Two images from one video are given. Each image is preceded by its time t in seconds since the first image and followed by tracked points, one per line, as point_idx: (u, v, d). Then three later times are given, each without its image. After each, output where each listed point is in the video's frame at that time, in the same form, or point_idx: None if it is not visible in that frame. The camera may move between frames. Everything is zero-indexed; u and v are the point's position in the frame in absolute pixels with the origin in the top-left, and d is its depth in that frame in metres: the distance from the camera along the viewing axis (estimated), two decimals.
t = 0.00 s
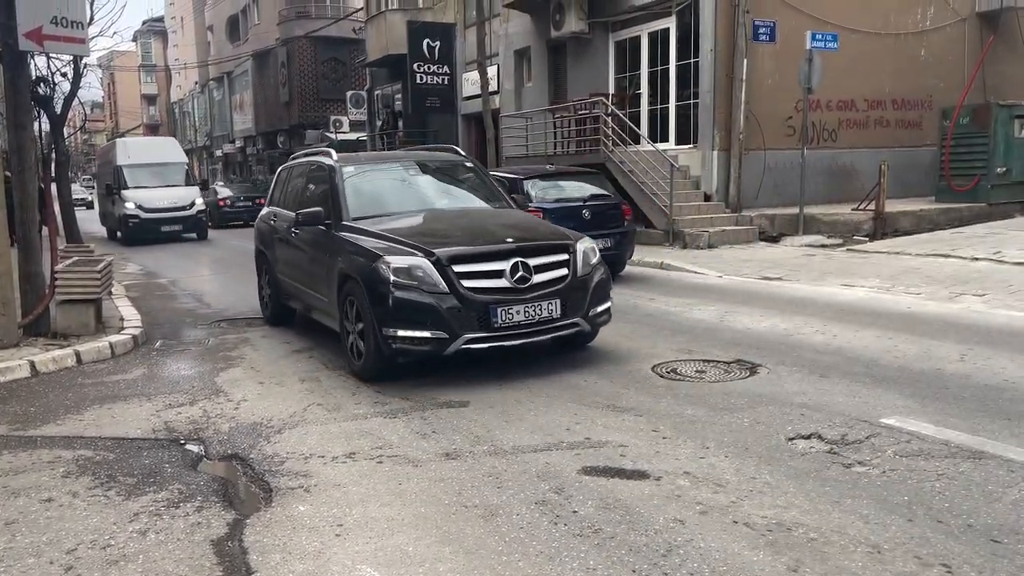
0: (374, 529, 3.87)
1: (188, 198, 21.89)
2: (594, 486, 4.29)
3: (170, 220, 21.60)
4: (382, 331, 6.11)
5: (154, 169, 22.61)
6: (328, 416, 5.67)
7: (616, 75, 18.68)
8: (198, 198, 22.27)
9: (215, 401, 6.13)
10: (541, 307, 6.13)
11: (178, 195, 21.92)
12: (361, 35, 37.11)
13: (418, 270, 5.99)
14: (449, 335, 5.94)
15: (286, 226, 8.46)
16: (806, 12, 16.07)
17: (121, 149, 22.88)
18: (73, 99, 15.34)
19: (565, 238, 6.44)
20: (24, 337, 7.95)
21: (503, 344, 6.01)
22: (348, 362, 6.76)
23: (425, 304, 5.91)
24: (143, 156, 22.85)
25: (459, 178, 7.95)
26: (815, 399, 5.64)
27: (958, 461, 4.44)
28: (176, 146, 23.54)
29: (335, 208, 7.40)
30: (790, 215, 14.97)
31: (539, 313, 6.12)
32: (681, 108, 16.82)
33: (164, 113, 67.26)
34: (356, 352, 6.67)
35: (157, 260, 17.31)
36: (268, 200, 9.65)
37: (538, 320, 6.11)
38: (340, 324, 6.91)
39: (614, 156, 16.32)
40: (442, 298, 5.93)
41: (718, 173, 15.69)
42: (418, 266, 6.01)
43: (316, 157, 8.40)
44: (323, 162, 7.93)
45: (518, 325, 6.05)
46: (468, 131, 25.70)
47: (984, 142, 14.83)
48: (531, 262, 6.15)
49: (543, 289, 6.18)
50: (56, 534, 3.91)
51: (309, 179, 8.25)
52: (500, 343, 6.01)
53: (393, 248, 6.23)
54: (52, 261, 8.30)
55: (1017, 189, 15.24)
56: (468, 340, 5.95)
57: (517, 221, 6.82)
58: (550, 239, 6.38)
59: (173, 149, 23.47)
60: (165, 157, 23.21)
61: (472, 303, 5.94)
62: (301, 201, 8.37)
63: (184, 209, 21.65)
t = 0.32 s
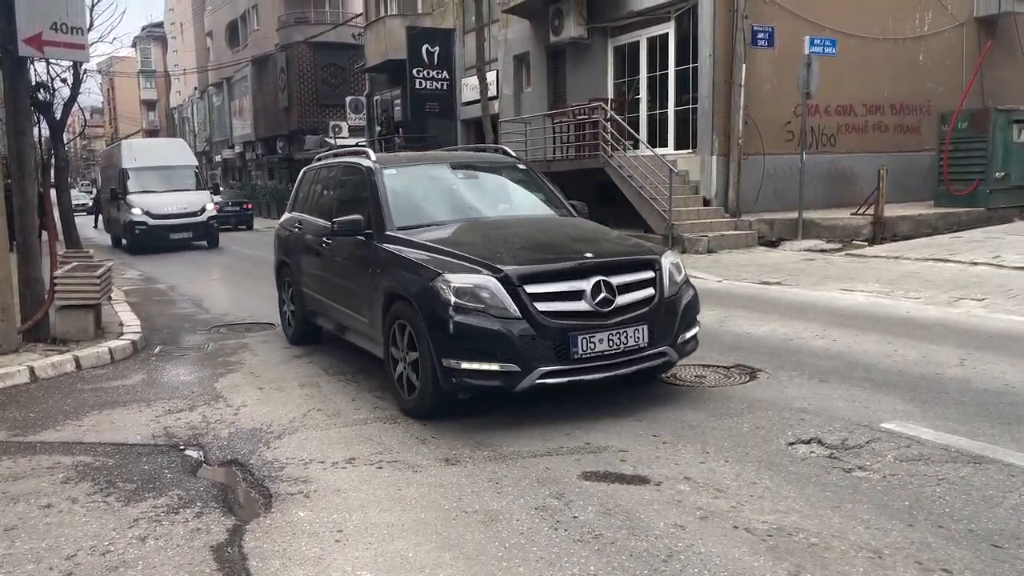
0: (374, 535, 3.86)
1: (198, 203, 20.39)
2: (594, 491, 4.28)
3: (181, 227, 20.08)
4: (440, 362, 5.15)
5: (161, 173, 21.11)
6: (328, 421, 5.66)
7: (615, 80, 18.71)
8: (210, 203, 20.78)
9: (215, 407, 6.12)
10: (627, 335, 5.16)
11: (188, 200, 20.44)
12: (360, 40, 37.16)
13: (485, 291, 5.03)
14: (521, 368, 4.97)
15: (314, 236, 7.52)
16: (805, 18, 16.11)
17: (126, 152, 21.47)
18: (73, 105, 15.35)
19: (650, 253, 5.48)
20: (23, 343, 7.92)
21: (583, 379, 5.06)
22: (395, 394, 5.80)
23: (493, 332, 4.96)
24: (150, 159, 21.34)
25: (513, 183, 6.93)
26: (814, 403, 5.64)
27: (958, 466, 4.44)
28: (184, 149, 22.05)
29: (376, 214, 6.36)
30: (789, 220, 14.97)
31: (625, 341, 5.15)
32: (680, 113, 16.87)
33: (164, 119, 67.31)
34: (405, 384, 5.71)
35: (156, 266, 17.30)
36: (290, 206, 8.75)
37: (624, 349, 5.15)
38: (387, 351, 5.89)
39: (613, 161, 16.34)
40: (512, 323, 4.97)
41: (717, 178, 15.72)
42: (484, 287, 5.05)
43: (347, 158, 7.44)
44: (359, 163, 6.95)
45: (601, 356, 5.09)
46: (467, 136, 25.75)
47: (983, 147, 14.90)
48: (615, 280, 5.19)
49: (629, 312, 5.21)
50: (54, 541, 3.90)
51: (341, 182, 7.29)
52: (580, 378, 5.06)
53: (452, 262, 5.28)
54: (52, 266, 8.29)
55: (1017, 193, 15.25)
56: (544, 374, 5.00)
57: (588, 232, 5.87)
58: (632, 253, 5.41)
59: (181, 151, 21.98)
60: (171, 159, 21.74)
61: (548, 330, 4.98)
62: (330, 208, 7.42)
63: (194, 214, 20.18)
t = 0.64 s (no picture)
0: (373, 541, 3.85)
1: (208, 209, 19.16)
2: (594, 497, 4.28)
3: (190, 234, 18.82)
4: (540, 409, 4.18)
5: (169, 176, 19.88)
6: (327, 427, 5.64)
7: (614, 85, 18.74)
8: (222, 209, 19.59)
9: (214, 413, 6.11)
10: (768, 374, 4.21)
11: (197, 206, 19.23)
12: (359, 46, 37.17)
13: (596, 320, 4.06)
14: (645, 419, 4.02)
15: (355, 248, 6.50)
16: (802, 23, 16.14)
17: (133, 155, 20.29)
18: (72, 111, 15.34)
19: (782, 271, 4.55)
20: (22, 349, 7.94)
21: (717, 430, 4.12)
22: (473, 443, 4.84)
23: (607, 373, 4.00)
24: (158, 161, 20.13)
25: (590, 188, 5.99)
26: (814, 409, 5.63)
27: (959, 471, 4.43)
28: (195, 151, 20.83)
29: (438, 225, 5.38)
30: (789, 224, 14.95)
31: (767, 382, 4.20)
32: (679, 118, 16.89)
33: (163, 125, 67.37)
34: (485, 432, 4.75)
35: (154, 272, 17.29)
36: (321, 211, 7.71)
37: (765, 391, 4.20)
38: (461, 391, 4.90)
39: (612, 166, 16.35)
40: (633, 362, 4.01)
41: (716, 183, 15.75)
42: (594, 316, 4.08)
43: (395, 158, 6.44)
44: (412, 164, 5.97)
45: (739, 403, 4.14)
46: (467, 141, 25.79)
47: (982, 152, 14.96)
48: (751, 306, 4.24)
49: (770, 345, 4.26)
50: (53, 547, 3.88)
51: (390, 186, 6.29)
52: (714, 430, 4.10)
53: (548, 284, 4.32)
54: (51, 272, 8.27)
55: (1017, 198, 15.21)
56: (671, 425, 4.05)
57: (700, 247, 4.92)
58: (765, 273, 4.48)
59: (193, 155, 20.80)
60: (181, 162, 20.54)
61: (676, 369, 4.02)
62: (376, 216, 6.39)
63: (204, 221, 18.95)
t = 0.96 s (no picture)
0: (373, 549, 3.84)
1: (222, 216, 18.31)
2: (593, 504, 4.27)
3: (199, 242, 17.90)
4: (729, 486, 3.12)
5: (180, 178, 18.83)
6: (326, 434, 5.63)
7: (613, 90, 18.77)
8: (233, 215, 18.65)
9: (212, 420, 6.10)
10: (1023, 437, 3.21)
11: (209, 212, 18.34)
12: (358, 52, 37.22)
13: (804, 365, 3.03)
14: (880, 501, 2.97)
15: (420, 262, 5.42)
16: (800, 29, 16.17)
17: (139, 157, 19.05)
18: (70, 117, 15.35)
19: (1010, 298, 3.59)
20: (21, 356, 7.91)
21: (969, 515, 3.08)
22: (608, 520, 3.77)
23: (827, 438, 2.96)
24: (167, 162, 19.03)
25: (716, 190, 4.98)
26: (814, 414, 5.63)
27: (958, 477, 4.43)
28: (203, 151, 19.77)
29: (543, 234, 4.34)
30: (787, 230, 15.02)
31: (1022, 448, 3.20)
32: (677, 124, 16.92)
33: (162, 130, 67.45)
34: (626, 507, 3.68)
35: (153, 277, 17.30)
36: (366, 217, 6.59)
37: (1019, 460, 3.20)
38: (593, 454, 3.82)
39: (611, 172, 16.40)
40: (857, 421, 2.97)
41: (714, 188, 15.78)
42: (801, 359, 3.05)
43: (472, 154, 5.36)
44: (500, 162, 4.92)
45: (991, 477, 3.14)
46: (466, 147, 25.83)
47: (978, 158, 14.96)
48: (998, 345, 3.25)
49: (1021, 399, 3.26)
50: (51, 556, 3.87)
51: (467, 186, 5.22)
52: (963, 515, 3.06)
53: (722, 313, 3.29)
54: (49, 278, 8.25)
55: (1016, 202, 15.19)
56: (912, 510, 3.00)
57: (886, 267, 3.92)
58: (992, 302, 3.50)
59: (201, 155, 19.69)
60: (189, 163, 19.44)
61: (920, 433, 2.98)
62: (446, 224, 5.33)
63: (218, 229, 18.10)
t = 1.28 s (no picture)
0: (371, 555, 3.82)
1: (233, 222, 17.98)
2: (591, 510, 4.26)
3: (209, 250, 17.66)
4: None
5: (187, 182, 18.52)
6: (324, 440, 5.61)
7: (611, 96, 18.79)
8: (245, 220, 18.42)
9: (210, 426, 6.08)
10: None
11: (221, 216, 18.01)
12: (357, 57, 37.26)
13: None
14: None
15: (528, 283, 4.36)
16: (798, 34, 16.20)
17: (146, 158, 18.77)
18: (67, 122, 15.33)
19: None
20: (18, 362, 7.88)
21: None
22: None
23: None
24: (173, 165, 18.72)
25: (933, 189, 3.89)
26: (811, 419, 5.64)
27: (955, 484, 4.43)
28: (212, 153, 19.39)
29: (739, 248, 3.25)
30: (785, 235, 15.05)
31: None
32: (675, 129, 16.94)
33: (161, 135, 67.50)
34: None
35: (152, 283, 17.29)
36: (444, 229, 5.49)
37: None
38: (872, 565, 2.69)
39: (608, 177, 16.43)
40: None
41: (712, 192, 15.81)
42: None
43: (600, 147, 4.28)
44: (649, 151, 3.85)
45: None
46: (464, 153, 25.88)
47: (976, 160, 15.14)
48: None
49: None
50: (48, 563, 3.86)
51: (594, 190, 4.15)
52: None
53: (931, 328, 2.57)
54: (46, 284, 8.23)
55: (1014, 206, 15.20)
56: None
57: None
58: None
59: (208, 157, 19.33)
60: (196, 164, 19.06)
61: None
62: (566, 235, 4.25)
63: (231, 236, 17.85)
